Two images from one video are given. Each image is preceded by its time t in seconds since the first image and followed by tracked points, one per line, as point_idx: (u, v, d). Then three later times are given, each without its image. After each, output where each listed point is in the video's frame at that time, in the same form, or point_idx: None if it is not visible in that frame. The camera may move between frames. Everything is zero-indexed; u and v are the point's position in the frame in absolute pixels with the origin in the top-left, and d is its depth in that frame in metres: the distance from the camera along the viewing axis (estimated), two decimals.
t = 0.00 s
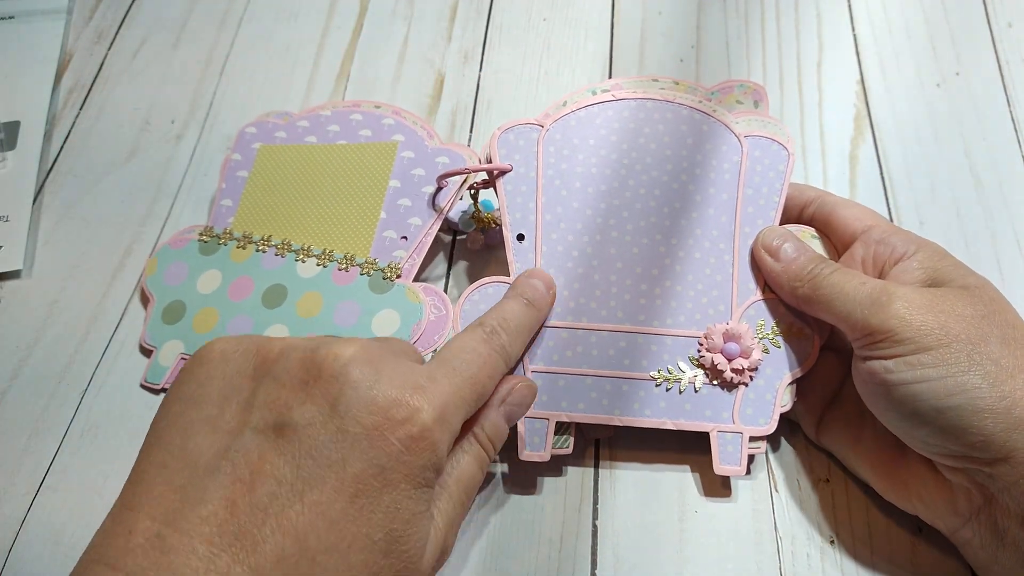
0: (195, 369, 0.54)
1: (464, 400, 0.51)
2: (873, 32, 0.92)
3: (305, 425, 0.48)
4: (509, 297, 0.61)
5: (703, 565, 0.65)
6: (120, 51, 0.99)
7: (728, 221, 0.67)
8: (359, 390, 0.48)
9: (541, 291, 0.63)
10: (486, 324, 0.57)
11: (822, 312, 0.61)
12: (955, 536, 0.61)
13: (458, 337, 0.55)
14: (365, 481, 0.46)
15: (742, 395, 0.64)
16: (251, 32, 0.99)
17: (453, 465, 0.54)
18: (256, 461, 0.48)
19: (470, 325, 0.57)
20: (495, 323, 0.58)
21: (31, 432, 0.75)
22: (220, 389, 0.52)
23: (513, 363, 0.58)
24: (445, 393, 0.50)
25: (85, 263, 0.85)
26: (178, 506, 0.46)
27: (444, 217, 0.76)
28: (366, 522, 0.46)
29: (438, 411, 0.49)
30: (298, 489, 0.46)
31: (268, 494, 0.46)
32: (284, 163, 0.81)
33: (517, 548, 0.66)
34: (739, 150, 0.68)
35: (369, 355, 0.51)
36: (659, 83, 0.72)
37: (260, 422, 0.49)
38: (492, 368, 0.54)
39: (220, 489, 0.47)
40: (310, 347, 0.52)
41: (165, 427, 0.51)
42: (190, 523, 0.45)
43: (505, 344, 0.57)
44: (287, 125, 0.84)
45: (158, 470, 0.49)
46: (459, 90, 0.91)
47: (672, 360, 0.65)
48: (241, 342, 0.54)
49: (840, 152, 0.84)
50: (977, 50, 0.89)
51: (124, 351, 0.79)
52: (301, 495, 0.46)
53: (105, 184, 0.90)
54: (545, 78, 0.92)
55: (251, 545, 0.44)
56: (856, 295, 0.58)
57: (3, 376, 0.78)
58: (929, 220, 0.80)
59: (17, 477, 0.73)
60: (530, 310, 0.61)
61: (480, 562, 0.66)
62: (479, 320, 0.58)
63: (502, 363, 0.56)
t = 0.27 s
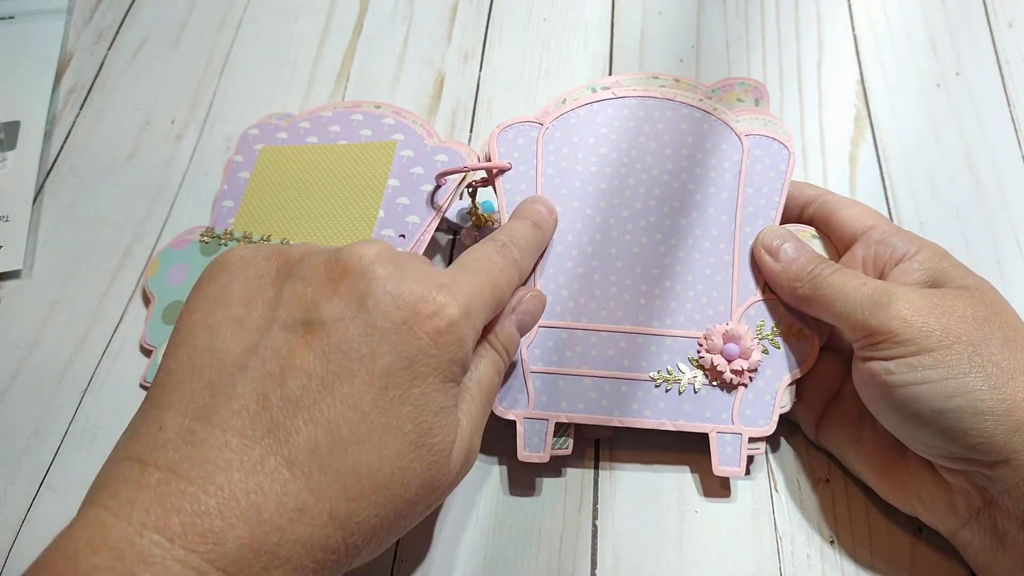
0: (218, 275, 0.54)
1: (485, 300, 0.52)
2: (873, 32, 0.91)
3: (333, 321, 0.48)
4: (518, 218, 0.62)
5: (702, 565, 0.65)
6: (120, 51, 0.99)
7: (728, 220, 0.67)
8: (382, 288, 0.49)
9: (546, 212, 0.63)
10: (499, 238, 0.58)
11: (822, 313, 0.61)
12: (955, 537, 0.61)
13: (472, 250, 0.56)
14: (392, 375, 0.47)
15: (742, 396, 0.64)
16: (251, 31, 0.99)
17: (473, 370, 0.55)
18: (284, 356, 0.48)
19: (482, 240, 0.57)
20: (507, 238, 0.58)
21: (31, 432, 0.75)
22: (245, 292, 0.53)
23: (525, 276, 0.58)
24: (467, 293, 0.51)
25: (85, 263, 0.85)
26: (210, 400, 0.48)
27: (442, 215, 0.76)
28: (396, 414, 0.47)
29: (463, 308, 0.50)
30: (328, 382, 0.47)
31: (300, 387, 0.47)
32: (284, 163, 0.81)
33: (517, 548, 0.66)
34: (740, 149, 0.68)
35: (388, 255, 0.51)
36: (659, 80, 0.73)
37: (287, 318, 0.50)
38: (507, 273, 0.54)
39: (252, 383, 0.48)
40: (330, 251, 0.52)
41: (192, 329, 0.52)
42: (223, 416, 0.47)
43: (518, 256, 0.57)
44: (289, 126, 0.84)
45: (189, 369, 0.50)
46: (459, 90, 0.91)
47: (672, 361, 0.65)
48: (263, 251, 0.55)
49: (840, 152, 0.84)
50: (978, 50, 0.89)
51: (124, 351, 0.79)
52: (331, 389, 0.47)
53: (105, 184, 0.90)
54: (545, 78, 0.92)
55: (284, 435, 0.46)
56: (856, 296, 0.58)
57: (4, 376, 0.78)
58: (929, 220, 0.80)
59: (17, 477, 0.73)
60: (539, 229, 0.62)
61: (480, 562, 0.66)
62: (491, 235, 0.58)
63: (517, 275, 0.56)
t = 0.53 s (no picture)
0: (255, 192, 0.55)
1: (505, 210, 0.52)
2: (873, 31, 0.91)
3: (366, 224, 0.50)
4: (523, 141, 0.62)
5: (702, 565, 0.65)
6: (120, 51, 0.99)
7: (727, 220, 0.67)
8: (410, 196, 0.50)
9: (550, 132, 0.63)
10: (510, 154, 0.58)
11: (822, 312, 0.61)
12: (955, 539, 0.61)
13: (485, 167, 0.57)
14: (425, 278, 0.49)
15: (741, 396, 0.64)
16: (251, 31, 0.99)
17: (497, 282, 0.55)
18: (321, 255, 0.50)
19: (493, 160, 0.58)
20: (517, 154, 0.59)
21: (31, 432, 0.75)
22: (281, 204, 0.54)
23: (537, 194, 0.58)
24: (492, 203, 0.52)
25: (84, 263, 0.85)
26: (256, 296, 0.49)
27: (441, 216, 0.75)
28: (431, 311, 0.48)
29: (488, 211, 0.51)
30: (365, 283, 0.48)
31: (338, 286, 0.48)
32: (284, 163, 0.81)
33: (516, 548, 0.66)
34: (739, 148, 0.68)
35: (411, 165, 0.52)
36: (659, 79, 0.73)
37: (324, 225, 0.51)
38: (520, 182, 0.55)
39: (293, 285, 0.49)
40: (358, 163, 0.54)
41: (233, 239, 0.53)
42: (264, 315, 0.48)
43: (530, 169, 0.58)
44: (289, 126, 0.84)
45: (230, 276, 0.51)
46: (459, 90, 0.91)
47: (671, 361, 0.65)
48: (295, 169, 0.56)
49: (840, 152, 0.84)
50: (977, 50, 0.89)
51: (124, 352, 0.79)
52: (367, 287, 0.48)
53: (105, 184, 0.90)
54: (545, 78, 0.92)
55: (326, 331, 0.47)
56: (856, 296, 0.58)
57: (3, 376, 0.79)
58: (929, 220, 0.80)
59: (17, 477, 0.73)
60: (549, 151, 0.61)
61: (479, 562, 0.65)
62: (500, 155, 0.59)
63: (530, 190, 0.56)
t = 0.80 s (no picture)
0: (372, 142, 0.56)
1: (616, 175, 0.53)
2: (873, 31, 0.91)
3: (488, 178, 0.51)
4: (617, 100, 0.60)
5: (702, 565, 0.65)
6: (120, 51, 0.99)
7: (727, 220, 0.67)
8: (531, 151, 0.51)
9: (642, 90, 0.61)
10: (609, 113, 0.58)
11: (819, 313, 0.61)
12: (949, 541, 0.61)
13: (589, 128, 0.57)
14: (546, 235, 0.50)
15: (741, 396, 0.64)
16: (251, 31, 0.99)
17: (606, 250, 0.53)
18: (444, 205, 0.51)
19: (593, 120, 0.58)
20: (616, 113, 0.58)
21: (30, 432, 0.75)
22: (399, 154, 0.55)
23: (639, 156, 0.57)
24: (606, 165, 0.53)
25: (84, 263, 0.85)
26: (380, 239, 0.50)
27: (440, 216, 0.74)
28: (547, 269, 0.50)
29: (601, 173, 0.52)
30: (486, 237, 0.50)
31: (459, 239, 0.50)
32: (284, 163, 0.81)
33: (516, 548, 0.66)
34: (740, 148, 0.68)
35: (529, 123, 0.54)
36: (659, 78, 0.73)
37: (444, 176, 0.52)
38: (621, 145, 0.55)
39: (415, 233, 0.50)
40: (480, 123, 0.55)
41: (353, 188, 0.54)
42: (388, 261, 0.49)
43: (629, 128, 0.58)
44: (289, 126, 0.84)
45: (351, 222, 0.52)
46: (459, 90, 0.91)
47: (671, 361, 0.65)
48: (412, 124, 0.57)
49: (840, 152, 0.84)
50: (978, 50, 0.89)
51: (123, 352, 0.79)
52: (488, 242, 0.50)
53: (105, 184, 0.90)
54: (545, 78, 0.92)
55: (448, 281, 0.49)
56: (851, 297, 0.58)
57: (4, 376, 0.79)
58: (929, 220, 0.80)
59: (18, 476, 0.73)
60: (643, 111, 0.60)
61: (479, 562, 0.65)
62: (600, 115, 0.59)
63: (634, 152, 0.56)
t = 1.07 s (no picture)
0: (469, 150, 0.52)
1: (705, 201, 0.53)
2: (873, 31, 0.91)
3: (585, 195, 0.46)
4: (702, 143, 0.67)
5: (702, 565, 0.65)
6: (120, 51, 0.99)
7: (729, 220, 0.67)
8: (629, 170, 0.47)
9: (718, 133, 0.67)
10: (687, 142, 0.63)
11: (818, 314, 0.61)
12: (949, 542, 0.61)
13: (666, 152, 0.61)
14: (641, 250, 0.46)
15: (741, 396, 0.64)
16: (251, 31, 0.99)
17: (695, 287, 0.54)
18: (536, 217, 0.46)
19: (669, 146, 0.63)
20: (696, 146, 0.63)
21: (31, 432, 0.75)
22: (497, 165, 0.50)
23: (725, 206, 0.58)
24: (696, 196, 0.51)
25: (85, 263, 0.85)
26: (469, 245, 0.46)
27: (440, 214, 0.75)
28: (637, 293, 0.46)
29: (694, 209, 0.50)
30: (580, 251, 0.45)
31: (552, 252, 0.45)
32: (285, 164, 0.81)
33: (517, 548, 0.66)
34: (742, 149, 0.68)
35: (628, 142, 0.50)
36: (660, 79, 0.73)
37: (540, 189, 0.48)
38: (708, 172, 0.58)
39: (506, 245, 0.46)
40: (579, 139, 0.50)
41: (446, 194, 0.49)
42: (478, 269, 0.45)
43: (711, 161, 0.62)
44: (289, 127, 0.84)
45: (444, 229, 0.48)
46: (459, 90, 0.91)
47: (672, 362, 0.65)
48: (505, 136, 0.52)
49: (840, 152, 0.84)
50: (978, 50, 0.89)
51: (123, 352, 0.79)
52: (582, 257, 0.45)
53: (105, 184, 0.90)
54: (545, 78, 0.92)
55: (534, 295, 0.44)
56: (850, 299, 0.58)
57: (4, 376, 0.79)
58: (929, 220, 0.80)
59: (18, 477, 0.73)
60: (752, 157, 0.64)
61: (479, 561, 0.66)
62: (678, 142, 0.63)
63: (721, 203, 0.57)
